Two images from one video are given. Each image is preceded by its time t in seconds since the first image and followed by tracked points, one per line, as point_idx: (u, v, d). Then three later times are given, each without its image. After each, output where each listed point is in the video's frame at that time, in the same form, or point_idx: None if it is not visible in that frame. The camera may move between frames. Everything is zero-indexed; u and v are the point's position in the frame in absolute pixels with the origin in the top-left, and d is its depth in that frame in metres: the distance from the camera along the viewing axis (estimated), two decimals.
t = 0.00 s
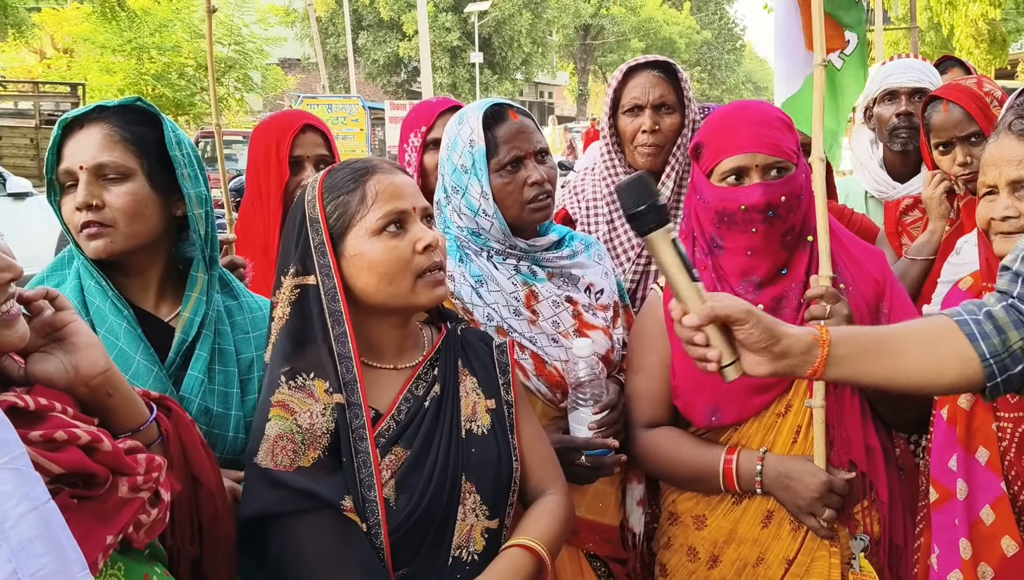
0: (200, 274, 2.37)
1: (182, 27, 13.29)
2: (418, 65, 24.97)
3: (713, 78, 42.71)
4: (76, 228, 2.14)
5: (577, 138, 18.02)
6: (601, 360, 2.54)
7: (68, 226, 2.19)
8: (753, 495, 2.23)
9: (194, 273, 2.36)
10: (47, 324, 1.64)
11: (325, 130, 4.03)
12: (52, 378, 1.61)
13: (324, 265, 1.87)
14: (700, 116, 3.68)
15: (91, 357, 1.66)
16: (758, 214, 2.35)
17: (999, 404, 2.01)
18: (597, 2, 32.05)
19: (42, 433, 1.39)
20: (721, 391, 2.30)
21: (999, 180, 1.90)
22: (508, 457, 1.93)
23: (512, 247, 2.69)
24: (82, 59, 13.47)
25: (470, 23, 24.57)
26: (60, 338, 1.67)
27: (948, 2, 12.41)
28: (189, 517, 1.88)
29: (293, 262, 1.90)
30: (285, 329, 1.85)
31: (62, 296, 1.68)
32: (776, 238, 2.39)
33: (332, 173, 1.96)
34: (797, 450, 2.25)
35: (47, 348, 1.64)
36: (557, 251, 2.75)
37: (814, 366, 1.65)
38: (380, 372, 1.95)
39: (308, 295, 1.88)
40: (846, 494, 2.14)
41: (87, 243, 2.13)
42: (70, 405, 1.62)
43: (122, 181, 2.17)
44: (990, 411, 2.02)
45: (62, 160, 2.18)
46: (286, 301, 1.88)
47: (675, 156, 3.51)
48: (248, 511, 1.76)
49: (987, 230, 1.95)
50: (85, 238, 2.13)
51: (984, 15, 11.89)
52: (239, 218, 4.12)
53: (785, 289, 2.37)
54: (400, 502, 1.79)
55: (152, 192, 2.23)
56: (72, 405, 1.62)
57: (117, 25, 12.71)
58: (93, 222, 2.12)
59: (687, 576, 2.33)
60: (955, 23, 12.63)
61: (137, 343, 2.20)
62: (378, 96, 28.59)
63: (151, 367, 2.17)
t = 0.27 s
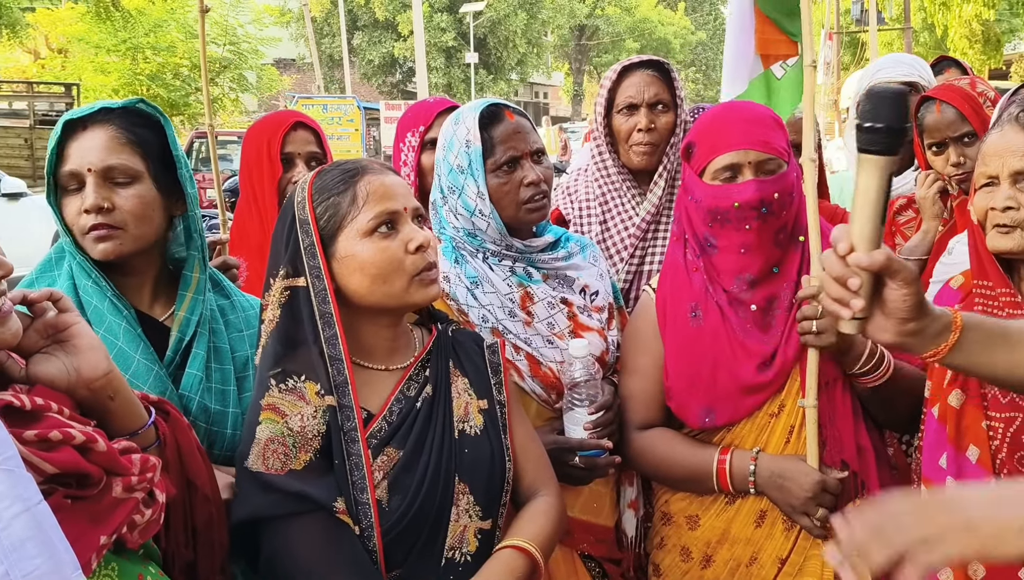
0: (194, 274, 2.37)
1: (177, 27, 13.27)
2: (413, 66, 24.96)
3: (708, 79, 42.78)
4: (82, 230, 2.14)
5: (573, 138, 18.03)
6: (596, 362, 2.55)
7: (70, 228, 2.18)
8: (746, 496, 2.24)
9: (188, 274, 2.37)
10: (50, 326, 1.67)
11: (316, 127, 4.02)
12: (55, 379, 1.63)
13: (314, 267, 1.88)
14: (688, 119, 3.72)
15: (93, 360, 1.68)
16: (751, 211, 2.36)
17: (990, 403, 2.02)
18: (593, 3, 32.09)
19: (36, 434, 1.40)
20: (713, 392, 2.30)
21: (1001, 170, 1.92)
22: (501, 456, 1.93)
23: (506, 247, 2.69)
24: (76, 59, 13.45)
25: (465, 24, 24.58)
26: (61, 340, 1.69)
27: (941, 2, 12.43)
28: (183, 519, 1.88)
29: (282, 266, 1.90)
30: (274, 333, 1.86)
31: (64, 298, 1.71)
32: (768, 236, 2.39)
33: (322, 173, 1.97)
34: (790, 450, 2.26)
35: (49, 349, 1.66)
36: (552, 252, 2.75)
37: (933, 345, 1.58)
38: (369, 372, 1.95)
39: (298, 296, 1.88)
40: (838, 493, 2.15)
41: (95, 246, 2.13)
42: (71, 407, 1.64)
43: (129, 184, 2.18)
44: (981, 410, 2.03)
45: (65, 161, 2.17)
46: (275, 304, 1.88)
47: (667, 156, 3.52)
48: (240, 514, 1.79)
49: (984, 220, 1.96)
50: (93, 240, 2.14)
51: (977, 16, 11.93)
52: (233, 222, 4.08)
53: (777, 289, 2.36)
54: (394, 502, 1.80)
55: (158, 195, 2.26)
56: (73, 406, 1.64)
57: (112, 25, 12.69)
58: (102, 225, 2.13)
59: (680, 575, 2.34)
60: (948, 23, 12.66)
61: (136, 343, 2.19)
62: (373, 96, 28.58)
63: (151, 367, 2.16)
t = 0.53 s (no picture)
0: (180, 271, 2.41)
1: (172, 26, 13.24)
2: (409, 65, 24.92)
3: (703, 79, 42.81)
4: (92, 230, 2.16)
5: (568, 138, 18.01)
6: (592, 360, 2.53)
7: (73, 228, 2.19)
8: (740, 495, 2.24)
9: (174, 272, 2.40)
10: (41, 326, 1.65)
11: (307, 125, 4.00)
12: (47, 380, 1.62)
13: (305, 265, 1.87)
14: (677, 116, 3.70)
15: (86, 361, 1.68)
16: (750, 201, 2.36)
17: (982, 402, 2.03)
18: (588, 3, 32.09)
19: (26, 435, 1.40)
20: (707, 392, 2.30)
21: (1004, 163, 1.92)
22: (490, 458, 1.94)
23: (502, 247, 2.69)
24: (71, 58, 13.42)
25: (461, 23, 24.56)
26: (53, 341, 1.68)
27: (935, 2, 12.43)
28: (175, 523, 1.90)
29: (270, 262, 1.88)
30: (262, 332, 1.84)
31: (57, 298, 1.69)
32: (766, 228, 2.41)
33: (313, 173, 1.95)
34: (784, 450, 2.27)
35: (40, 349, 1.65)
36: (548, 252, 2.76)
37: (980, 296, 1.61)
38: (357, 373, 1.94)
39: (289, 294, 1.87)
40: (832, 493, 2.15)
41: (108, 247, 2.17)
42: (63, 408, 1.63)
43: (140, 183, 2.23)
44: (972, 411, 2.04)
45: (71, 161, 2.17)
46: (265, 299, 1.87)
47: (661, 155, 3.52)
48: (227, 516, 1.78)
49: (983, 213, 1.98)
50: (105, 241, 2.17)
51: (972, 16, 11.95)
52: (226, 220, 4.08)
53: (774, 286, 2.35)
54: (383, 502, 1.79)
55: (160, 194, 2.30)
56: (65, 408, 1.63)
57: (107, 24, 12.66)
58: (116, 225, 2.16)
59: (673, 575, 2.34)
60: (943, 23, 12.66)
61: (133, 343, 2.21)
62: (369, 95, 28.55)
63: (151, 366, 2.19)
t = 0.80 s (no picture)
0: (172, 271, 2.42)
1: (167, 26, 13.24)
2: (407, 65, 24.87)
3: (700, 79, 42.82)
4: (101, 227, 2.18)
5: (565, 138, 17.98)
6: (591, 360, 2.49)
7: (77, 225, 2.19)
8: (738, 495, 2.24)
9: (167, 271, 2.42)
10: (35, 326, 1.66)
11: (303, 125, 4.00)
12: (40, 381, 1.62)
13: (302, 266, 1.85)
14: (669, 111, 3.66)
15: (80, 362, 1.67)
16: (750, 196, 2.35)
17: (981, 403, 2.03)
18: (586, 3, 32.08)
19: (19, 436, 1.39)
20: (705, 391, 2.30)
21: (1011, 162, 1.91)
22: (474, 442, 1.98)
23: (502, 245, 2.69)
24: (67, 58, 13.39)
25: (458, 23, 24.54)
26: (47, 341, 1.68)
27: (932, 2, 12.41)
28: (172, 524, 1.89)
29: (265, 251, 1.87)
30: (254, 327, 1.83)
31: (54, 298, 1.69)
32: (766, 222, 2.40)
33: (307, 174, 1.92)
34: (783, 451, 2.26)
35: (33, 349, 1.65)
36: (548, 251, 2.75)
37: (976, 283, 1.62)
38: (346, 372, 1.93)
39: (284, 293, 1.85)
40: (831, 493, 2.15)
41: (117, 246, 2.19)
42: (56, 409, 1.63)
43: (145, 180, 2.26)
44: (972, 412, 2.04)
45: (77, 158, 2.18)
46: (257, 295, 1.85)
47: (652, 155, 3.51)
48: (213, 514, 1.77)
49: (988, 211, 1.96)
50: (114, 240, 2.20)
51: (970, 16, 11.94)
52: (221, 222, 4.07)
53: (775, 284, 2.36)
54: (375, 498, 1.80)
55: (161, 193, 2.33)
56: (59, 409, 1.63)
57: (103, 23, 12.63)
58: (126, 222, 2.19)
59: (670, 576, 2.33)
60: (939, 23, 12.65)
61: (138, 343, 2.21)
62: (366, 96, 28.52)
63: (157, 365, 2.20)
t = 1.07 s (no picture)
0: (166, 273, 2.43)
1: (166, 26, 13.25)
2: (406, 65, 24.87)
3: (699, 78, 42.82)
4: (111, 222, 2.22)
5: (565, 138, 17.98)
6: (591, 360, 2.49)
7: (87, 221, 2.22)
8: (738, 494, 2.24)
9: (162, 274, 2.42)
10: (35, 326, 1.65)
11: (301, 126, 3.98)
12: (39, 383, 1.61)
13: (299, 267, 1.85)
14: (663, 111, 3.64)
15: (79, 365, 1.67)
16: (753, 196, 2.35)
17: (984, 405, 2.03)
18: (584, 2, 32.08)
19: (18, 439, 1.40)
20: (705, 390, 2.30)
21: (1014, 164, 1.93)
22: (474, 437, 2.00)
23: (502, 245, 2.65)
24: (67, 58, 13.39)
25: (457, 23, 24.54)
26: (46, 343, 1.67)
27: (932, 2, 12.39)
28: (171, 525, 1.89)
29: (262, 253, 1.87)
30: (257, 330, 1.83)
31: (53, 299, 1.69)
32: (769, 224, 2.38)
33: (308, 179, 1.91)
34: (782, 451, 2.26)
35: (31, 349, 1.64)
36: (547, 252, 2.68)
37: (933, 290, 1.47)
38: (346, 375, 1.92)
39: (284, 297, 1.85)
40: (831, 493, 2.15)
41: (126, 240, 2.23)
42: (55, 411, 1.63)
43: (149, 178, 2.33)
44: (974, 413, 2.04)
45: (87, 155, 2.21)
46: (258, 298, 1.85)
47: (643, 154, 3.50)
48: (214, 520, 1.76)
49: (992, 215, 1.97)
50: (123, 235, 2.23)
51: (968, 16, 11.94)
52: (218, 224, 4.06)
53: (778, 285, 2.36)
54: (378, 504, 1.81)
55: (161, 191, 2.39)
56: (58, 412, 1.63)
57: (103, 23, 12.63)
58: (134, 218, 2.24)
59: (670, 576, 2.32)
60: (938, 24, 12.64)
61: (143, 345, 2.22)
62: (365, 96, 28.51)
63: (161, 366, 2.22)
